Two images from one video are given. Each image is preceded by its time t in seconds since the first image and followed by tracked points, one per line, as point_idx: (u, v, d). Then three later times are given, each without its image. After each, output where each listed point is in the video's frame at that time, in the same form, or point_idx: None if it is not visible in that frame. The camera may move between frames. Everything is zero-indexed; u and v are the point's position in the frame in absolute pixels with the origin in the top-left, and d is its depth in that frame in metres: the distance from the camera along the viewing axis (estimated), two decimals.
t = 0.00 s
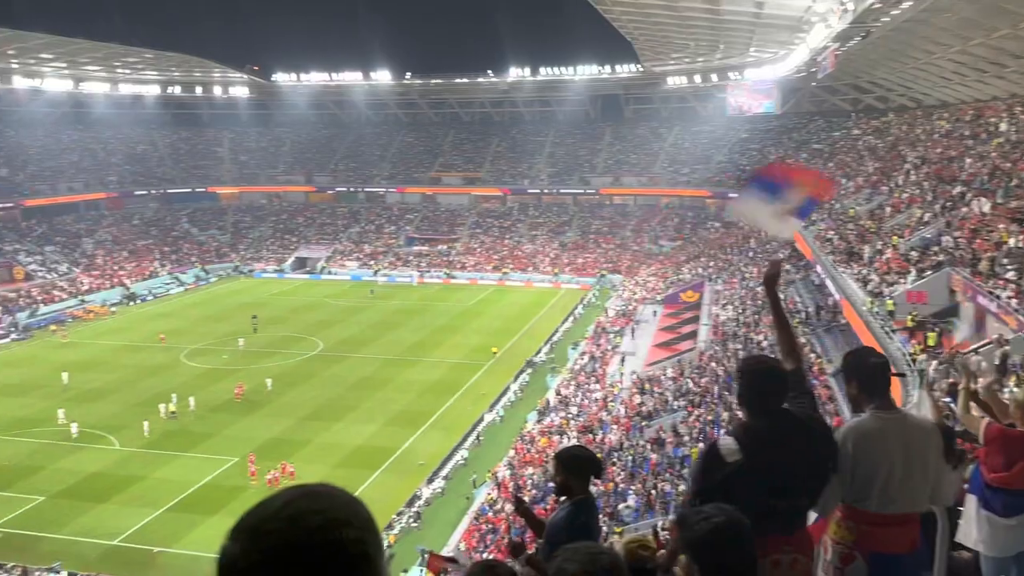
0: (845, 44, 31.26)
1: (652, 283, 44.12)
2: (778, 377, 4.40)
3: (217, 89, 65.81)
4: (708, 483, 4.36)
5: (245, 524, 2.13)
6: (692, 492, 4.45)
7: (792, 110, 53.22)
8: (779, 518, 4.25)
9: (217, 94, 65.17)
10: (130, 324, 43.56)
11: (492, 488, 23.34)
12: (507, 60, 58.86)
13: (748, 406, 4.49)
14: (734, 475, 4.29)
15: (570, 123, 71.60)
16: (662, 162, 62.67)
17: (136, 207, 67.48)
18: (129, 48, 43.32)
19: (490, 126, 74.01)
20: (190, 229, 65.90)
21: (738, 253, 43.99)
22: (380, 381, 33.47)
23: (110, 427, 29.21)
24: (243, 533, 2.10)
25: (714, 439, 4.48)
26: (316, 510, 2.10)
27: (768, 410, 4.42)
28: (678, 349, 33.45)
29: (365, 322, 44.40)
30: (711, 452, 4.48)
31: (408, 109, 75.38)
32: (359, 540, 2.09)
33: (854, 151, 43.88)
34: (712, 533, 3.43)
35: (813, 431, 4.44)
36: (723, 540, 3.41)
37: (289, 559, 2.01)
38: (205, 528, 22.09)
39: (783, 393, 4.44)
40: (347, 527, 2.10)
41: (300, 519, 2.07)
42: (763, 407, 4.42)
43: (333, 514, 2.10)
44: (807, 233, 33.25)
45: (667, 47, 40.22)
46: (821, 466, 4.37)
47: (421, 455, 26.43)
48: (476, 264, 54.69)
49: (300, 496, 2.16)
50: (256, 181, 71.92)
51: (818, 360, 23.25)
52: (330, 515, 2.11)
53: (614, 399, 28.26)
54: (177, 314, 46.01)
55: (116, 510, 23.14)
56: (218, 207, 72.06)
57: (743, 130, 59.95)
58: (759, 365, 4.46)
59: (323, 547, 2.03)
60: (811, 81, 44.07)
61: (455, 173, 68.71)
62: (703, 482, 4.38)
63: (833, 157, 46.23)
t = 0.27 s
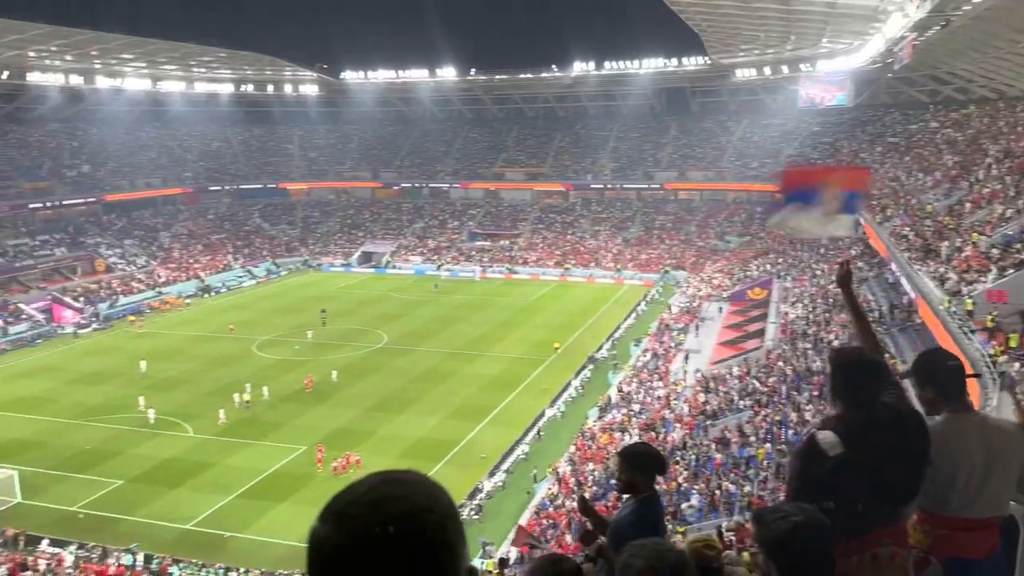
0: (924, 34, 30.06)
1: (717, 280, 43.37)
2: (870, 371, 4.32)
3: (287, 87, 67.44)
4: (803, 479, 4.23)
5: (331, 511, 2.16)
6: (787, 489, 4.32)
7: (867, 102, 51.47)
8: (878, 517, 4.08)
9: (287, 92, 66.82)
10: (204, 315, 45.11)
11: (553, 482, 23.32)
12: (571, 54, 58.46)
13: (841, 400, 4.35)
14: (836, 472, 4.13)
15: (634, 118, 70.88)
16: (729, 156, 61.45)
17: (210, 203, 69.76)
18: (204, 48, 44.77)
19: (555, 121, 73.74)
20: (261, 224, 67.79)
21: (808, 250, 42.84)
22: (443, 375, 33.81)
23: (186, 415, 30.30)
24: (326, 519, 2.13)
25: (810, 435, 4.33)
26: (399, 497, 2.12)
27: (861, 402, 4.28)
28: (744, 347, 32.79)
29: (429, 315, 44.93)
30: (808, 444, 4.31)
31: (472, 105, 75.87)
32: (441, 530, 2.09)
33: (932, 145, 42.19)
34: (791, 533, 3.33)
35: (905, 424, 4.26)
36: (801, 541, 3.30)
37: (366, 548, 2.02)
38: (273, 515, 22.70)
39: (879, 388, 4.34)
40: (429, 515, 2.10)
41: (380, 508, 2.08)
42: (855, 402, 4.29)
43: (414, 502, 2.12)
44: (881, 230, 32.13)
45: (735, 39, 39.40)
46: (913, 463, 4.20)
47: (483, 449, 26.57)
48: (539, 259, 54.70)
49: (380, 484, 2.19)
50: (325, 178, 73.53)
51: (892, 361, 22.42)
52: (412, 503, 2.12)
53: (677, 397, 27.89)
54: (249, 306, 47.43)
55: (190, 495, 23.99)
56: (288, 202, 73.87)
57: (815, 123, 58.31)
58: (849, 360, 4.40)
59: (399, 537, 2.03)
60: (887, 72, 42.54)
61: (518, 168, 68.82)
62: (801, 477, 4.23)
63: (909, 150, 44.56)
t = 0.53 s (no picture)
0: (1011, 20, 28.68)
1: (787, 277, 42.34)
2: (958, 374, 4.01)
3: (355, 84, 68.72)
4: (887, 482, 3.99)
5: (410, 498, 2.12)
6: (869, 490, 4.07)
7: (948, 91, 49.41)
8: (961, 522, 3.90)
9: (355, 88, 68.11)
10: (275, 307, 46.38)
11: (614, 479, 23.15)
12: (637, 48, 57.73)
13: (921, 404, 4.08)
14: (923, 476, 3.91)
15: (701, 110, 69.74)
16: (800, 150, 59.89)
17: (281, 198, 71.60)
18: (275, 47, 45.98)
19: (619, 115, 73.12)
20: (329, 218, 69.25)
21: (884, 246, 41.42)
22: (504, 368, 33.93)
23: (256, 403, 31.20)
24: (408, 502, 2.09)
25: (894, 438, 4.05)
26: (474, 485, 2.07)
27: (945, 406, 4.00)
28: (814, 346, 31.93)
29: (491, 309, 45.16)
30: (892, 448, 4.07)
31: (537, 100, 75.89)
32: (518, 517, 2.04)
33: (1018, 137, 40.30)
34: (866, 537, 3.21)
35: (989, 427, 3.98)
36: (875, 543, 3.18)
37: (445, 534, 1.99)
38: (338, 503, 23.17)
39: (962, 393, 4.04)
40: (506, 501, 2.06)
41: (458, 494, 2.04)
42: (938, 404, 4.02)
43: (491, 488, 2.07)
44: (963, 225, 30.79)
45: (808, 29, 38.39)
46: (1000, 466, 3.95)
47: (543, 443, 26.53)
48: (602, 254, 54.37)
49: (462, 470, 2.14)
50: (391, 173, 74.43)
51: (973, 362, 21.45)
52: (487, 489, 2.07)
53: (744, 395, 27.33)
54: (317, 299, 48.55)
55: (259, 481, 24.69)
56: (355, 197, 75.19)
57: (892, 114, 56.29)
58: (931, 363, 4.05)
59: (472, 527, 1.98)
60: (969, 61, 40.78)
61: (583, 163, 68.50)
62: (886, 483, 4.00)
63: (994, 142, 42.57)
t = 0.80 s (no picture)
0: None
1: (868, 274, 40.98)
2: None
3: (428, 79, 69.75)
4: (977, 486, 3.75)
5: (491, 487, 2.14)
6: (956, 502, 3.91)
7: None
8: None
9: (429, 83, 69.25)
10: (349, 299, 47.46)
11: (684, 477, 22.84)
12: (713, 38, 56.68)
13: (996, 406, 3.86)
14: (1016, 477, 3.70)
15: (779, 102, 68.17)
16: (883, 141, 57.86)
17: (356, 192, 73.10)
18: (352, 43, 47.12)
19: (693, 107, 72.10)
20: (402, 213, 70.39)
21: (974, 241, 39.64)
22: (574, 362, 33.86)
23: (330, 392, 31.97)
24: (492, 488, 2.11)
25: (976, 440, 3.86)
26: (558, 474, 2.09)
27: None
28: (897, 345, 30.81)
29: (561, 303, 45.14)
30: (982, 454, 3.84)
31: (609, 92, 75.50)
32: (598, 507, 2.05)
33: None
34: (954, 540, 2.99)
35: None
36: (974, 552, 2.95)
37: (525, 521, 2.00)
38: (409, 491, 23.54)
39: None
40: (587, 494, 2.06)
41: (540, 486, 2.05)
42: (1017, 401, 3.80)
43: (574, 480, 2.08)
44: None
45: (892, 16, 37.15)
46: None
47: (612, 439, 26.35)
48: (674, 249, 53.69)
49: (544, 461, 2.14)
50: (463, 167, 75.00)
51: None
52: (571, 479, 2.09)
53: (821, 395, 26.59)
54: (389, 291, 49.41)
55: (332, 468, 25.29)
56: (427, 191, 76.10)
57: (983, 104, 53.86)
58: (1001, 360, 3.88)
59: (548, 521, 1.99)
60: None
61: (655, 155, 67.80)
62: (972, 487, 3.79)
63: None
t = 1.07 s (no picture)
0: None
1: (955, 269, 39.28)
2: None
3: (500, 72, 70.08)
4: None
5: (576, 468, 2.05)
6: None
7: None
8: None
9: (501, 76, 69.61)
10: (421, 291, 48.15)
11: (757, 476, 22.36)
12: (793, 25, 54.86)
13: None
14: None
15: (862, 90, 65.95)
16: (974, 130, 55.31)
17: (428, 184, 73.92)
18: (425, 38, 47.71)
19: (770, 96, 70.44)
20: (473, 205, 70.88)
21: None
22: (644, 357, 33.54)
23: (402, 381, 32.48)
24: (578, 467, 2.01)
25: None
26: (647, 459, 1.96)
27: None
28: (986, 344, 29.45)
29: (631, 296, 44.73)
30: None
31: (683, 82, 74.31)
32: (689, 492, 1.94)
33: None
34: None
35: None
36: None
37: (608, 503, 1.90)
38: (478, 481, 23.74)
39: None
40: (678, 481, 1.95)
41: (630, 468, 1.94)
42: None
43: (663, 463, 1.95)
44: None
45: None
46: None
47: (683, 435, 25.95)
48: (749, 242, 52.57)
49: (631, 446, 2.03)
50: (533, 159, 74.92)
51: None
52: (661, 464, 1.96)
53: (903, 394, 25.64)
54: (460, 283, 49.88)
55: (404, 456, 25.68)
56: (498, 184, 76.38)
57: None
58: None
59: (634, 509, 1.88)
60: None
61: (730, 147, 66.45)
62: None
63: None
